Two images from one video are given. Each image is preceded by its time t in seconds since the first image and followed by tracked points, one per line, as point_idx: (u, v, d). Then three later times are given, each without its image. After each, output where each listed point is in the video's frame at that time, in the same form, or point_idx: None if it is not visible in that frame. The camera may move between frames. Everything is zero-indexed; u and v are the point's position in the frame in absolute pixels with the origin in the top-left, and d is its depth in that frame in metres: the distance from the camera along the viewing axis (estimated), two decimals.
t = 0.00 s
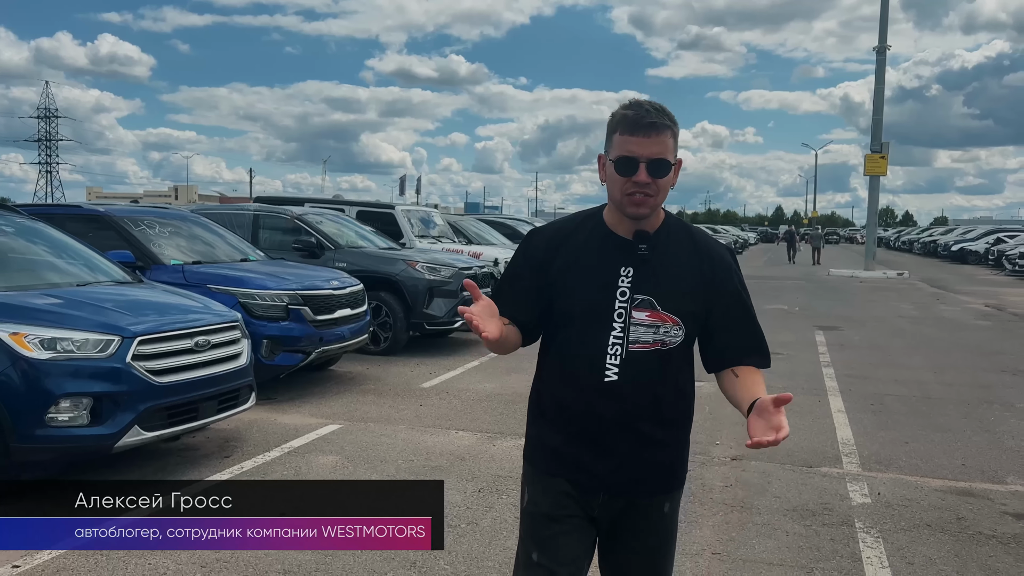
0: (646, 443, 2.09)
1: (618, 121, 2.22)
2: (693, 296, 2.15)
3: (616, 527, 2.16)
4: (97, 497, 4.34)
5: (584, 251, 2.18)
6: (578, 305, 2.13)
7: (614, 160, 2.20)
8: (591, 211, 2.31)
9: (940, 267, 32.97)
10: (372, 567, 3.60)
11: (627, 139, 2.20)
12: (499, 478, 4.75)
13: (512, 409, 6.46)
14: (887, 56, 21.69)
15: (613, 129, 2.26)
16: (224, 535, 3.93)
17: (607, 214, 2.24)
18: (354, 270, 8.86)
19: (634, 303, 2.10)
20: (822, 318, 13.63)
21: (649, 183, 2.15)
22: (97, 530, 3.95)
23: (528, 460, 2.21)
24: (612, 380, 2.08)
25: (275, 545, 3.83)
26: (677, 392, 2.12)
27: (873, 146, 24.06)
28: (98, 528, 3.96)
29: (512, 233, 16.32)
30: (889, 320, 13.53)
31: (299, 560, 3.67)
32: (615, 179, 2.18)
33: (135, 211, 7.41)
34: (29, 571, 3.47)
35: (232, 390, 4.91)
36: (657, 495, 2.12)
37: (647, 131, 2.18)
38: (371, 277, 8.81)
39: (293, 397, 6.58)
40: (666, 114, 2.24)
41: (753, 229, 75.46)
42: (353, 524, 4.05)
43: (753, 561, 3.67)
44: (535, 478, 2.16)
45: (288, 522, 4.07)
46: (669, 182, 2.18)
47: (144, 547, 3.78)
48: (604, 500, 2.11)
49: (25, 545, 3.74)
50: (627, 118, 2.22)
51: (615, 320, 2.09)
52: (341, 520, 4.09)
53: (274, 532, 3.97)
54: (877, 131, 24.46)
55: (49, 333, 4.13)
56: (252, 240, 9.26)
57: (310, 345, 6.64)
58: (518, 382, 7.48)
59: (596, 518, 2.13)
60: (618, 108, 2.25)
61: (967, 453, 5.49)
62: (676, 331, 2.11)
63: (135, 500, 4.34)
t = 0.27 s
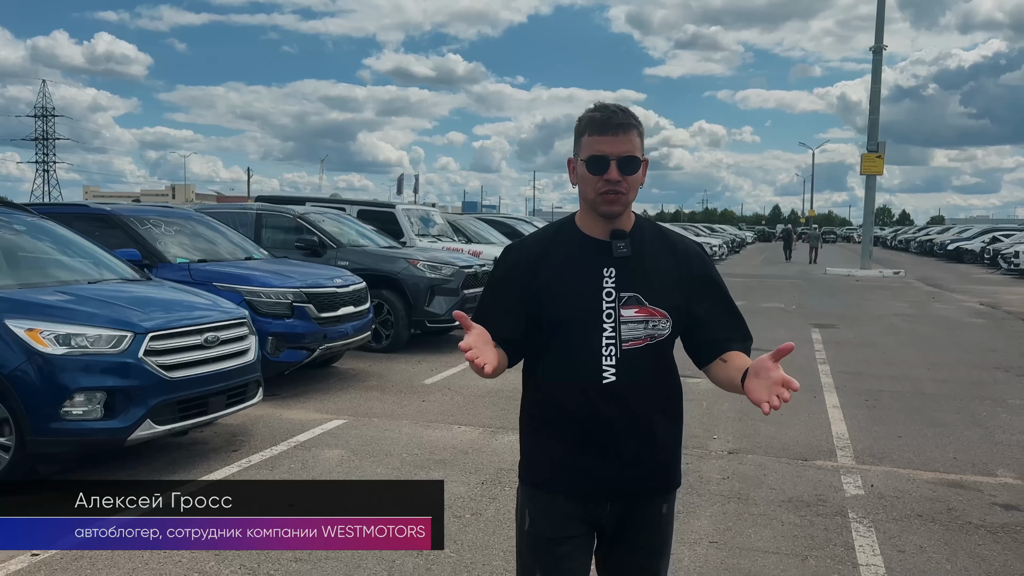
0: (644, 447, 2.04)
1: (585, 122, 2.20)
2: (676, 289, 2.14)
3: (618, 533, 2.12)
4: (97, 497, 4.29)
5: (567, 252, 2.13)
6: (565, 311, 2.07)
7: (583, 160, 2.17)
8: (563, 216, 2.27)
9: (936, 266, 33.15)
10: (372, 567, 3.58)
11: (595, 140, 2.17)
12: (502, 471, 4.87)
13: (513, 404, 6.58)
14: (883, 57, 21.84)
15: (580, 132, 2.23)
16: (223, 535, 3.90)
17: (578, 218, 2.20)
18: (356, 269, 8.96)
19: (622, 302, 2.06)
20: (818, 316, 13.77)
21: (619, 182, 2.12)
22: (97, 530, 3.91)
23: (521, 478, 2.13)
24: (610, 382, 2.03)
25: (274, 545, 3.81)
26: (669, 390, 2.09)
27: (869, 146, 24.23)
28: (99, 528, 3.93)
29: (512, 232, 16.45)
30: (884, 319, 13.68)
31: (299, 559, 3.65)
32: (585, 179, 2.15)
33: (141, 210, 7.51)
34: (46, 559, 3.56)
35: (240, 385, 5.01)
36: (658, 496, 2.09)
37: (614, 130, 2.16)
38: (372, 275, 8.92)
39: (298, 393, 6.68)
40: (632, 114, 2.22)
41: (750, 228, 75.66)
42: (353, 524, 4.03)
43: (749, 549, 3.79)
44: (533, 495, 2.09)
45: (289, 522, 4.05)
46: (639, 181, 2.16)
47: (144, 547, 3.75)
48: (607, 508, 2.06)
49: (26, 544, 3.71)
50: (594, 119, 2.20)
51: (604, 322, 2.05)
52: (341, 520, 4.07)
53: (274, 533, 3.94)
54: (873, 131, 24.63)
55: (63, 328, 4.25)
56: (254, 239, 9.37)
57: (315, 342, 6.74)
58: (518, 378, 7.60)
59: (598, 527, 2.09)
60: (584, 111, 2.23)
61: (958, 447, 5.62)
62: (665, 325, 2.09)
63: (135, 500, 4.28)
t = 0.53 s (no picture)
0: (622, 433, 2.07)
1: (552, 113, 2.28)
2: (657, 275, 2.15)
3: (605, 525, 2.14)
4: (97, 497, 4.26)
5: (545, 243, 2.18)
6: (542, 302, 2.12)
7: (551, 149, 2.24)
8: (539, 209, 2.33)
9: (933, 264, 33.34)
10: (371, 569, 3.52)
11: (561, 128, 2.25)
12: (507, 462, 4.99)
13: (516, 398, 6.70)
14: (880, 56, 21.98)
15: (548, 123, 2.31)
16: (223, 535, 3.86)
17: (553, 207, 2.26)
18: (359, 266, 9.08)
19: (598, 289, 2.10)
20: (815, 313, 13.92)
21: (587, 167, 2.19)
22: (97, 530, 3.88)
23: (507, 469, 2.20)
24: (588, 370, 2.07)
25: (274, 546, 3.77)
26: (648, 377, 2.11)
27: (866, 145, 24.39)
28: (99, 528, 3.90)
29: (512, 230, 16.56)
30: (880, 315, 13.84)
31: (297, 560, 3.60)
32: (554, 168, 2.22)
33: (148, 208, 7.62)
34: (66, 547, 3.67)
35: (251, 378, 5.13)
36: (641, 486, 2.10)
37: (579, 118, 2.23)
38: (375, 272, 9.03)
39: (305, 387, 6.79)
40: (597, 102, 2.30)
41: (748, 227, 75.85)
42: (353, 524, 3.98)
43: (748, 535, 3.91)
44: (517, 485, 2.16)
45: (289, 522, 4.01)
46: (606, 165, 2.23)
47: (143, 548, 3.72)
48: (588, 497, 2.09)
49: (25, 545, 3.68)
50: (560, 109, 2.27)
51: (581, 310, 2.09)
52: (341, 520, 4.02)
53: (274, 533, 3.90)
54: (870, 130, 24.78)
55: (80, 322, 4.36)
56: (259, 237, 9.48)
57: (320, 337, 6.86)
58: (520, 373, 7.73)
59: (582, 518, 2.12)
60: (550, 102, 2.31)
61: (952, 439, 5.75)
62: (643, 311, 2.11)
63: (136, 500, 4.24)
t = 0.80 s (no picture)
0: (622, 428, 2.07)
1: (554, 107, 2.24)
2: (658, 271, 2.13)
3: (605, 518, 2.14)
4: (97, 497, 4.22)
5: (547, 239, 2.17)
6: (542, 298, 2.11)
7: (553, 146, 2.21)
8: (542, 204, 2.30)
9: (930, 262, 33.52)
10: (371, 569, 3.50)
11: (564, 123, 2.20)
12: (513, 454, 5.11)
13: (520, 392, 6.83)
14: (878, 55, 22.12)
15: (550, 117, 2.26)
16: (223, 535, 3.83)
17: (556, 204, 2.24)
18: (364, 263, 9.19)
19: (599, 286, 2.08)
20: (813, 310, 14.07)
21: (589, 164, 2.16)
22: (97, 530, 3.85)
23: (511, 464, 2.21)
24: (587, 366, 2.06)
25: (273, 546, 3.73)
26: (648, 372, 2.09)
27: (864, 143, 24.52)
28: (99, 528, 3.87)
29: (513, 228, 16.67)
30: (878, 312, 13.98)
31: (297, 560, 3.57)
32: (557, 164, 2.19)
33: (157, 205, 7.74)
34: (87, 535, 3.78)
35: (262, 372, 5.24)
36: (641, 481, 2.09)
37: (582, 113, 2.19)
38: (379, 269, 9.14)
39: (312, 382, 6.91)
40: (601, 96, 2.25)
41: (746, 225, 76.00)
42: (353, 524, 3.95)
43: (749, 523, 4.03)
44: (518, 479, 2.17)
45: (289, 521, 3.97)
46: (609, 161, 2.19)
47: (142, 548, 3.69)
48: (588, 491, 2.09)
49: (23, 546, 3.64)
50: (562, 103, 2.23)
51: (581, 307, 2.08)
52: (341, 520, 3.99)
53: (274, 533, 3.86)
54: (868, 128, 24.92)
55: (98, 317, 4.48)
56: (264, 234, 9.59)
57: (328, 333, 6.97)
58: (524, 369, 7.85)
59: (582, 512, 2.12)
60: (553, 96, 2.26)
61: (947, 431, 5.88)
62: (643, 308, 2.09)
63: (136, 500, 4.20)
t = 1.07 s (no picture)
0: (625, 441, 2.02)
1: (570, 114, 2.24)
2: (673, 284, 2.06)
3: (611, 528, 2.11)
4: (97, 497, 4.19)
5: (567, 245, 2.17)
6: (555, 305, 2.11)
7: (570, 151, 2.20)
8: (567, 211, 2.30)
9: (928, 260, 33.68)
10: (372, 568, 3.47)
11: (579, 130, 2.20)
12: (517, 446, 5.22)
13: (523, 387, 6.94)
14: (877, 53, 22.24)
15: (568, 124, 2.26)
16: (223, 535, 3.80)
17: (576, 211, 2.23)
18: (367, 260, 9.29)
19: (610, 297, 2.06)
20: (811, 307, 14.20)
21: (605, 170, 2.13)
22: (97, 530, 3.81)
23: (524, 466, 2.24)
24: (593, 376, 2.03)
25: (273, 546, 3.70)
26: (658, 387, 2.03)
27: (862, 141, 24.64)
28: (99, 528, 3.84)
29: (513, 225, 16.78)
30: (875, 309, 14.12)
31: (297, 560, 3.54)
32: (572, 172, 2.18)
33: (164, 203, 7.85)
34: (104, 523, 3.89)
35: (272, 366, 5.35)
36: (645, 496, 2.03)
37: (596, 119, 2.18)
38: (382, 266, 9.25)
39: (317, 377, 7.01)
40: (617, 100, 2.23)
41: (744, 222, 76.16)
42: (353, 524, 3.91)
43: (748, 512, 4.15)
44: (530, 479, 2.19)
45: (289, 521, 3.93)
46: (626, 166, 2.15)
47: (142, 548, 3.66)
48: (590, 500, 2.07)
49: (20, 546, 3.60)
50: (579, 109, 2.22)
51: (592, 316, 2.06)
52: (341, 520, 3.95)
53: (274, 533, 3.83)
54: (866, 126, 25.04)
55: (113, 312, 4.58)
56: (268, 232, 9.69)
57: (333, 328, 7.07)
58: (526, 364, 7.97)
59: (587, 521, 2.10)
60: (572, 102, 2.26)
61: (942, 424, 6.00)
62: (654, 322, 2.03)
63: (135, 500, 4.16)
